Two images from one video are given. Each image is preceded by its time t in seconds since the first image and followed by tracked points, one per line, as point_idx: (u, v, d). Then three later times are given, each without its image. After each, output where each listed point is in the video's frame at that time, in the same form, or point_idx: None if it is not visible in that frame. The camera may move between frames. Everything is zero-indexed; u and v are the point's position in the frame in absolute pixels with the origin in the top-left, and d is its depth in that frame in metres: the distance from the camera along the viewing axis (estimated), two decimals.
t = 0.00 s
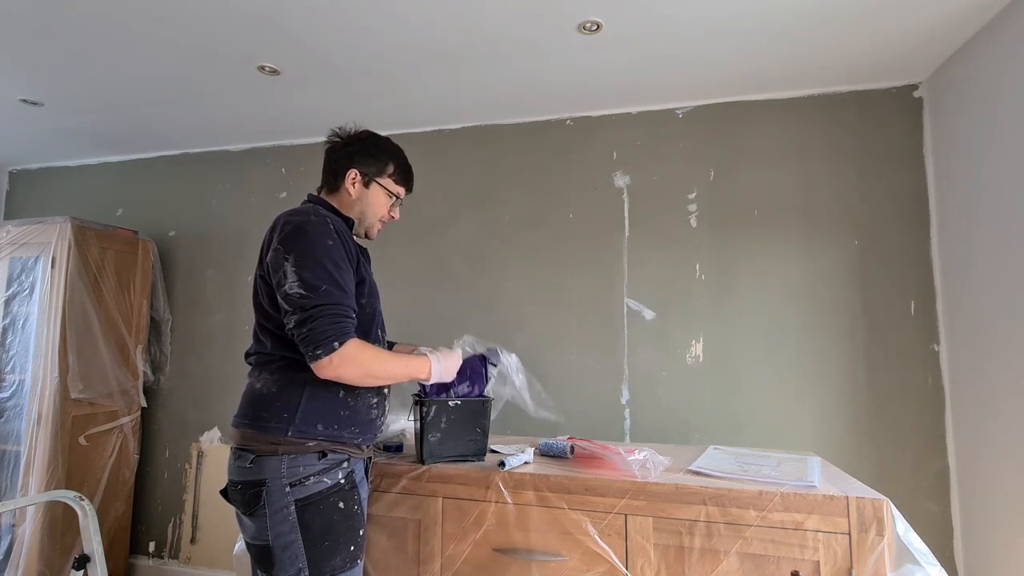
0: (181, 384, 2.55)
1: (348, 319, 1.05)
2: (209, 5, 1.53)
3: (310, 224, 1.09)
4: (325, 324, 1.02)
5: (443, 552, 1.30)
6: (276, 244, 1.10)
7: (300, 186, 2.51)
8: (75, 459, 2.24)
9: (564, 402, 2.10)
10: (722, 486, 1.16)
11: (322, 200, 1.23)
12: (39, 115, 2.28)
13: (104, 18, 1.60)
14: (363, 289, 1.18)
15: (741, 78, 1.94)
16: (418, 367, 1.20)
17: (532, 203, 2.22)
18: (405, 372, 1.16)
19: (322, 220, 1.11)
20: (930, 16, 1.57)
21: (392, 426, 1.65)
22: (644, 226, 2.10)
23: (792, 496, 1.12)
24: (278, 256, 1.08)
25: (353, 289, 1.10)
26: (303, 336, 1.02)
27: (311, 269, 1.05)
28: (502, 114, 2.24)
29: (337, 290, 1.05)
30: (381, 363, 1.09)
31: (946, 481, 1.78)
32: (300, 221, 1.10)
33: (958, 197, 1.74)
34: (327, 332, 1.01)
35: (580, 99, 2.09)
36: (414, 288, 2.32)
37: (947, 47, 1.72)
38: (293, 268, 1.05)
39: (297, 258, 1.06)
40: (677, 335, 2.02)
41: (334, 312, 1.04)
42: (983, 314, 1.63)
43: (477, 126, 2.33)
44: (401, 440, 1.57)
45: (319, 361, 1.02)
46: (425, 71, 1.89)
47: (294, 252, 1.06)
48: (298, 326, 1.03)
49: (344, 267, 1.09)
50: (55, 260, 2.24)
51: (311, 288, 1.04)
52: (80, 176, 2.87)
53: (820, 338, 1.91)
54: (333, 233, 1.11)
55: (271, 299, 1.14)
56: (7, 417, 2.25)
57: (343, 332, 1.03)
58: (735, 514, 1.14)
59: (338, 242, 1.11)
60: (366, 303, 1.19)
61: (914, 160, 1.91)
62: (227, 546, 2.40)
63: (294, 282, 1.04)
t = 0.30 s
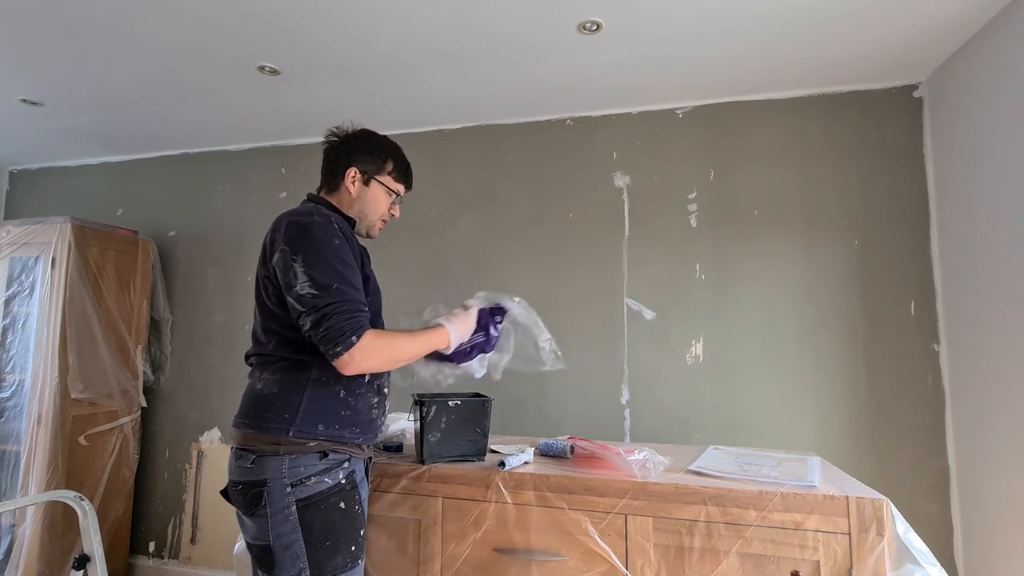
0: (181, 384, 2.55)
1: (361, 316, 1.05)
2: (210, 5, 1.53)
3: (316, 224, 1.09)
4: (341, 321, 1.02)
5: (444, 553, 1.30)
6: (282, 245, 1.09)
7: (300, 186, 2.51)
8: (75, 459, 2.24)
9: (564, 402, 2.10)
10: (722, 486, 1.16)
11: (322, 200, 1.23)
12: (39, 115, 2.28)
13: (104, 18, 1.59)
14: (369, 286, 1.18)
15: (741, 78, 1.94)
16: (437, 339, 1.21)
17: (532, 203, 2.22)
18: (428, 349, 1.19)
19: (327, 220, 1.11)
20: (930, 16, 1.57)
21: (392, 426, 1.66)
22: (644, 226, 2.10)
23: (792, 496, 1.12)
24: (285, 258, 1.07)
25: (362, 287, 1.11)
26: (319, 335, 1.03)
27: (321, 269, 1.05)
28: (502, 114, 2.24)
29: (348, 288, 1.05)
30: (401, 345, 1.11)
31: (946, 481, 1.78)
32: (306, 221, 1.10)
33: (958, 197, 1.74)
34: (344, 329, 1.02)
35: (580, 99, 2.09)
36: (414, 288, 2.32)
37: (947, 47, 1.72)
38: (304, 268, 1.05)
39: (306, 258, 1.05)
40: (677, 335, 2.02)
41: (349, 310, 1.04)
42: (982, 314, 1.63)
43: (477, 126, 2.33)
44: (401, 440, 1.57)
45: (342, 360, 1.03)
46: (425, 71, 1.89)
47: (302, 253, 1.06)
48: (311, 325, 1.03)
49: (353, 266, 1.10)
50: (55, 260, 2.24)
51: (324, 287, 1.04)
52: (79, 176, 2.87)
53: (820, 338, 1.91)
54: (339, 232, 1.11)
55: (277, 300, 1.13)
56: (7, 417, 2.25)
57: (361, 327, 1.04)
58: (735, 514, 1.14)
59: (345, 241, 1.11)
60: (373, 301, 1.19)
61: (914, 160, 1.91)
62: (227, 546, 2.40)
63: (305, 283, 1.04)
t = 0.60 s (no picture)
0: (181, 384, 2.55)
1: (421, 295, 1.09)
2: (210, 5, 1.53)
3: (344, 220, 1.10)
4: (413, 299, 1.05)
5: (443, 553, 1.30)
6: (314, 246, 1.09)
7: (300, 186, 2.51)
8: (75, 459, 2.24)
9: (564, 402, 2.10)
10: (722, 486, 1.16)
11: (334, 200, 1.22)
12: (38, 115, 2.28)
13: (104, 18, 1.59)
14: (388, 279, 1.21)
15: (741, 78, 1.94)
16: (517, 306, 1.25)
17: (532, 203, 2.22)
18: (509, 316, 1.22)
19: (351, 217, 1.13)
20: (930, 16, 1.57)
21: (392, 426, 1.66)
22: (644, 226, 2.10)
23: (792, 496, 1.12)
24: (323, 257, 1.07)
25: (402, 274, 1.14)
26: (393, 316, 1.05)
27: (368, 258, 1.07)
28: (503, 114, 2.24)
29: (402, 273, 1.08)
30: (478, 314, 1.13)
31: (946, 481, 1.78)
32: (331, 220, 1.10)
33: (958, 197, 1.74)
34: (416, 308, 1.05)
35: (579, 99, 2.09)
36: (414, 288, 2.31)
37: (947, 47, 1.72)
38: (349, 261, 1.06)
39: (348, 251, 1.07)
40: (677, 334, 2.03)
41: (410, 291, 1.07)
42: (982, 314, 1.63)
43: (477, 126, 2.33)
44: (401, 440, 1.57)
45: (423, 335, 1.09)
46: (425, 71, 1.89)
47: (342, 248, 1.07)
48: (378, 312, 1.05)
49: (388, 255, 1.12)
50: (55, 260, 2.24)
51: (383, 275, 1.06)
52: (79, 176, 2.87)
53: (820, 338, 1.91)
54: (365, 226, 1.13)
55: (308, 303, 1.12)
56: (7, 417, 2.25)
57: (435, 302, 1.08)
58: (735, 514, 1.14)
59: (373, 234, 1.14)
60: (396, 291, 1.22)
61: (914, 160, 1.91)
62: (227, 546, 2.40)
63: (357, 275, 1.05)
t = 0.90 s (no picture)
0: (181, 384, 2.55)
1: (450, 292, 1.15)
2: (211, 5, 1.53)
3: (373, 220, 1.13)
4: (448, 297, 1.11)
5: (443, 553, 1.30)
6: (348, 245, 1.09)
7: (301, 187, 2.51)
8: (75, 459, 2.24)
9: (565, 402, 2.10)
10: (722, 486, 1.16)
11: (350, 200, 1.22)
12: (38, 115, 2.28)
13: (103, 18, 1.59)
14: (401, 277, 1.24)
15: (741, 78, 1.94)
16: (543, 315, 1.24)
17: (532, 203, 2.22)
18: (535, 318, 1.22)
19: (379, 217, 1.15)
20: (929, 16, 1.57)
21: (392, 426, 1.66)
22: (643, 226, 2.10)
23: (792, 496, 1.12)
24: (356, 255, 1.09)
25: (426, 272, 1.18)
26: (429, 313, 1.10)
27: (403, 258, 1.10)
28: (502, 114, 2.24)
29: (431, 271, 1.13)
30: (501, 314, 1.17)
31: (946, 481, 1.78)
32: (361, 219, 1.12)
33: (958, 197, 1.74)
34: (448, 306, 1.11)
35: (580, 99, 2.09)
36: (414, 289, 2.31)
37: (947, 47, 1.72)
38: (385, 260, 1.08)
39: (383, 251, 1.09)
40: (677, 335, 2.02)
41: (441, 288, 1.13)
42: (982, 314, 1.63)
43: (477, 126, 2.33)
44: (401, 440, 1.57)
45: (452, 331, 1.15)
46: (424, 70, 1.89)
47: (377, 247, 1.09)
48: (413, 310, 1.09)
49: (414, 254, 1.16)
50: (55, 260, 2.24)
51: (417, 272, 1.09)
52: (80, 176, 2.87)
53: (820, 338, 1.91)
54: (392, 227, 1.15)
55: (337, 300, 1.11)
56: (7, 417, 2.25)
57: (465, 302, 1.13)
58: (735, 514, 1.14)
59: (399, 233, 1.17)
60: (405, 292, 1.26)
61: (914, 160, 1.91)
62: (227, 546, 2.40)
63: (391, 273, 1.08)
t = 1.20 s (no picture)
0: (181, 384, 2.55)
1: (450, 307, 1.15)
2: (211, 5, 1.53)
3: (384, 224, 1.13)
4: (447, 310, 1.10)
5: (443, 553, 1.30)
6: (358, 245, 1.10)
7: (301, 187, 2.51)
8: (75, 459, 2.24)
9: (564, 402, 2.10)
10: (722, 486, 1.16)
11: (352, 199, 1.22)
12: (38, 115, 2.28)
13: (103, 18, 1.59)
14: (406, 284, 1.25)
15: (741, 78, 1.94)
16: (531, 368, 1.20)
17: (533, 203, 2.22)
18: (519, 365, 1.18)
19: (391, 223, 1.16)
20: (929, 16, 1.57)
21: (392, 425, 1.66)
22: (644, 226, 2.10)
23: (792, 496, 1.12)
24: (365, 257, 1.09)
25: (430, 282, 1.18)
26: (427, 324, 1.09)
27: (409, 266, 1.10)
28: (502, 114, 2.24)
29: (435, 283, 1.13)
30: (490, 350, 1.14)
31: (946, 481, 1.78)
32: (374, 222, 1.12)
33: (958, 197, 1.74)
34: (445, 320, 1.10)
35: (580, 99, 2.09)
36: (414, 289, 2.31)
37: (947, 47, 1.72)
38: (392, 266, 1.09)
39: (391, 256, 1.09)
40: (677, 335, 2.02)
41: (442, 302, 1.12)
42: (982, 314, 1.63)
43: (477, 126, 2.33)
44: (401, 440, 1.57)
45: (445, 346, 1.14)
46: (424, 70, 1.88)
47: (386, 251, 1.09)
48: (412, 319, 1.09)
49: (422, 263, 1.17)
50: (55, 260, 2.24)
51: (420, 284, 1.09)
52: (80, 176, 2.87)
53: (820, 338, 1.91)
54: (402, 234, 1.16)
55: (342, 301, 1.11)
56: (7, 417, 2.25)
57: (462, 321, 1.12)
58: (735, 514, 1.14)
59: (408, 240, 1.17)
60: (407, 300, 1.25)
61: (914, 160, 1.91)
62: (227, 546, 2.40)
63: (396, 280, 1.08)
